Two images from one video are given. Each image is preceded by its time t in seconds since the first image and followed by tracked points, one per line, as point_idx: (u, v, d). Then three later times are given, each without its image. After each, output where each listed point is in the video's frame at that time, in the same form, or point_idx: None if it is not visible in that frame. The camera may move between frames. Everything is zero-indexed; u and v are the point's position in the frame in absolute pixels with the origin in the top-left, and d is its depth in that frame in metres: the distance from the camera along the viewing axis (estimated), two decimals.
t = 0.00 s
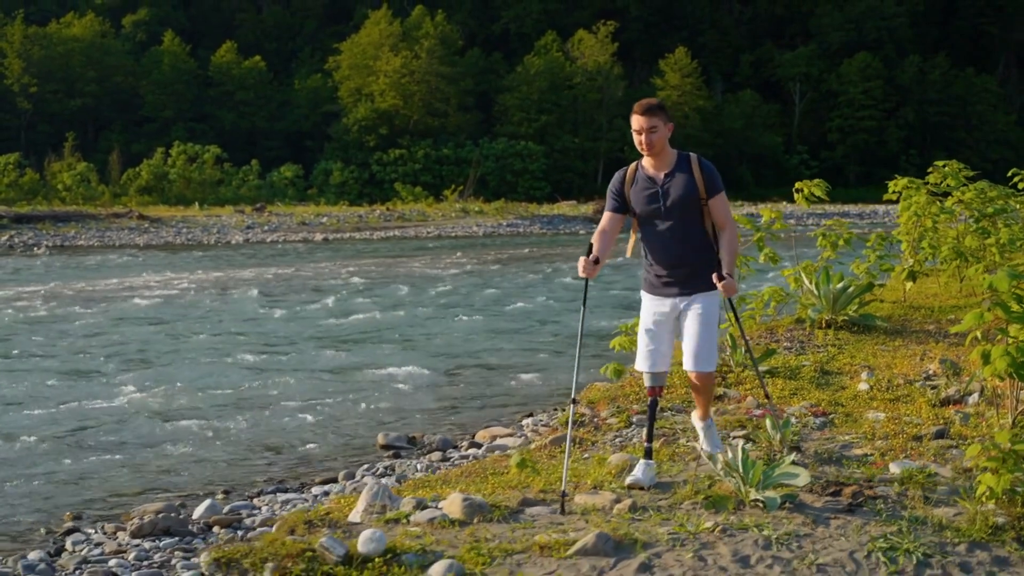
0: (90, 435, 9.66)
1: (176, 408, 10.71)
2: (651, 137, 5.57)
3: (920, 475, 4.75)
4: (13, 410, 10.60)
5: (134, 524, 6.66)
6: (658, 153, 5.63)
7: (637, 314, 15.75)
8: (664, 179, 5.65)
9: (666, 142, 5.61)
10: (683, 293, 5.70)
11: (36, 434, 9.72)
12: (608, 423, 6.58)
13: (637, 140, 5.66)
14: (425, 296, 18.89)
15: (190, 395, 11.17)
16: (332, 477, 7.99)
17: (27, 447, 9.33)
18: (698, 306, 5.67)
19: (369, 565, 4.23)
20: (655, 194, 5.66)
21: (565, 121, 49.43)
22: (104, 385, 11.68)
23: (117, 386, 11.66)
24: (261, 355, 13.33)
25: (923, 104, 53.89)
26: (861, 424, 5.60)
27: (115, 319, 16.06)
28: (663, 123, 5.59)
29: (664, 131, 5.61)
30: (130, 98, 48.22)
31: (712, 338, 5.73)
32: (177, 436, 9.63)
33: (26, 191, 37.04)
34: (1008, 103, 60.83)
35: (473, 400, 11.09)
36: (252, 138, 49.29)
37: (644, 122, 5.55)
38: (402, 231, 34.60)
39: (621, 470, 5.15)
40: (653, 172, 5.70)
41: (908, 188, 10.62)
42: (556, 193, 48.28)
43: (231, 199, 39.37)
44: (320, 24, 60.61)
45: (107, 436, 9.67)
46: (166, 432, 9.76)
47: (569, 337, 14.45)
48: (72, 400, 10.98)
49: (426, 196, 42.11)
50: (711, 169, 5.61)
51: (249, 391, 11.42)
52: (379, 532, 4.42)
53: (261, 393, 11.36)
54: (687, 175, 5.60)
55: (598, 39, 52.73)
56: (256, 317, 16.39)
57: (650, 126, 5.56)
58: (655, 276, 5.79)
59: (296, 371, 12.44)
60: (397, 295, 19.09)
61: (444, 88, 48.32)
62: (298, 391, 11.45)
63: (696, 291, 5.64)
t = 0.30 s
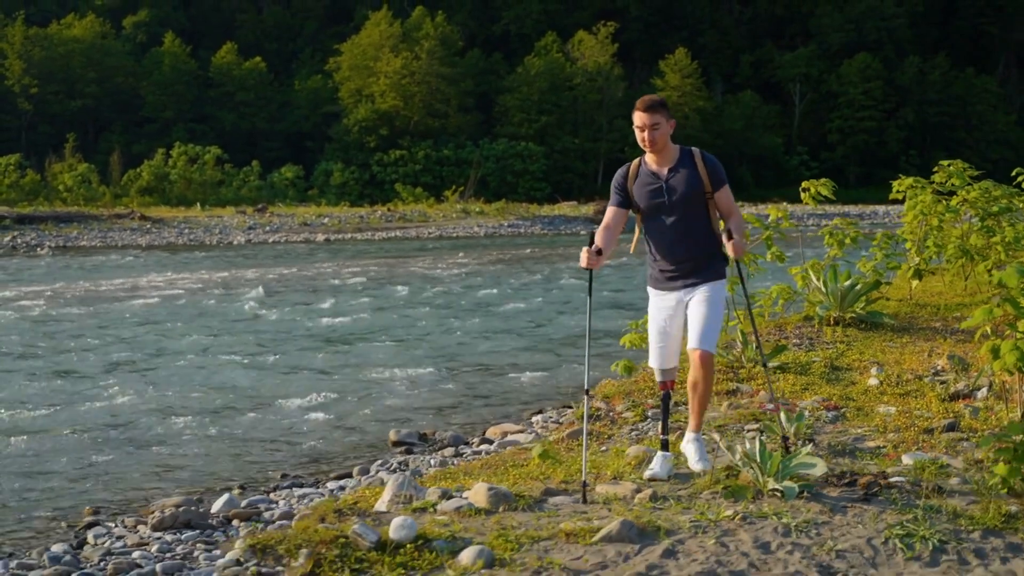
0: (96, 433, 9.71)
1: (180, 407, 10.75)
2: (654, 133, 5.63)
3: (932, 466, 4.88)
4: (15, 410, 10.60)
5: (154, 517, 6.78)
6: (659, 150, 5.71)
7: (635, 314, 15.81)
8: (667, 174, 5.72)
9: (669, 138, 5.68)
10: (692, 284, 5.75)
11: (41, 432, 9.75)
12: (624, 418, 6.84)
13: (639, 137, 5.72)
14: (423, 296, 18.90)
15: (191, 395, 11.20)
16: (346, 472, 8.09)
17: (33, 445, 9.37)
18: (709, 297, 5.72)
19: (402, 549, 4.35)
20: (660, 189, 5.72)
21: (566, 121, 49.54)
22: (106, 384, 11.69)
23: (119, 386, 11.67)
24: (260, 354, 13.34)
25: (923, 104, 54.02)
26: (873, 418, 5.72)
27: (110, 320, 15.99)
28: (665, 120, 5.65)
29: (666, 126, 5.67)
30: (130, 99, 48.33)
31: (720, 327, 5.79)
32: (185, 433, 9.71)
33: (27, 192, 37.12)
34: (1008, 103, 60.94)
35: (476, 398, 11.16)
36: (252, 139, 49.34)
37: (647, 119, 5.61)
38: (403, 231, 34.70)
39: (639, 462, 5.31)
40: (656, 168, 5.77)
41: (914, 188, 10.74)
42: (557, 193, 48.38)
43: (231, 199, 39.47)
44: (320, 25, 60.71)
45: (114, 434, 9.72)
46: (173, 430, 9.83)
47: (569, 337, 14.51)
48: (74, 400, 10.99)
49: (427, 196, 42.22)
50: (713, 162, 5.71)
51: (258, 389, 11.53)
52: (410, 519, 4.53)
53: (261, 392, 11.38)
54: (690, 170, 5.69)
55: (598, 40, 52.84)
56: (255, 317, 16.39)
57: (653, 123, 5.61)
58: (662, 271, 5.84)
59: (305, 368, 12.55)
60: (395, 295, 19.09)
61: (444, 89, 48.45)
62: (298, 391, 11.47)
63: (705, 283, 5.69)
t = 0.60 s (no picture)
0: (105, 432, 9.76)
1: (186, 405, 10.79)
2: (662, 134, 5.68)
3: (942, 460, 4.99)
4: (16, 410, 10.58)
5: (172, 513, 6.87)
6: (668, 150, 5.75)
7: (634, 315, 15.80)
8: (674, 174, 5.75)
9: (677, 138, 5.73)
10: (698, 282, 5.75)
11: (46, 432, 9.75)
12: (638, 413, 7.03)
13: (647, 138, 5.77)
14: (424, 296, 18.89)
15: (191, 394, 11.18)
16: (357, 469, 8.17)
17: (39, 445, 9.40)
18: (714, 294, 5.70)
19: (429, 540, 4.47)
20: (667, 188, 5.75)
21: (567, 122, 49.61)
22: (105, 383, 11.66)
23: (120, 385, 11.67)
24: (257, 355, 13.33)
25: (923, 105, 54.12)
26: (883, 413, 5.83)
27: (104, 322, 15.93)
28: (673, 120, 5.69)
29: (675, 127, 5.71)
30: (132, 100, 48.39)
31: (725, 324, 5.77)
32: (192, 432, 9.77)
33: (29, 193, 37.17)
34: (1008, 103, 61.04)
35: (478, 398, 11.19)
36: (253, 140, 49.36)
37: (655, 119, 5.66)
38: (405, 232, 34.79)
39: (655, 457, 5.47)
40: (664, 168, 5.80)
41: (918, 188, 10.83)
42: (558, 193, 48.44)
43: (233, 200, 39.53)
44: (321, 25, 60.77)
45: (119, 433, 9.76)
46: (179, 428, 9.87)
47: (569, 338, 14.51)
48: (75, 400, 10.96)
49: (428, 197, 42.30)
50: (720, 162, 5.73)
51: (264, 387, 11.60)
52: (435, 510, 4.66)
53: (261, 392, 11.37)
54: (697, 169, 5.71)
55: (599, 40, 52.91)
56: (254, 317, 16.37)
57: (661, 123, 5.66)
58: (669, 270, 5.84)
59: (310, 368, 12.62)
60: (392, 295, 19.06)
61: (445, 89, 48.55)
62: (298, 390, 11.48)
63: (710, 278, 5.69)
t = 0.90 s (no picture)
0: (118, 431, 9.85)
1: (196, 404, 10.88)
2: (673, 141, 5.69)
3: (952, 454, 5.13)
4: (23, 410, 10.64)
5: (193, 508, 6.99)
6: (678, 156, 5.75)
7: (633, 315, 15.80)
8: (683, 182, 5.75)
9: (688, 145, 5.74)
10: (703, 291, 5.75)
11: (55, 432, 9.80)
12: (652, 409, 7.20)
13: (658, 144, 5.77)
14: (429, 296, 18.97)
15: (192, 394, 11.19)
16: (372, 466, 8.27)
17: (49, 445, 9.46)
18: (720, 303, 5.69)
19: (458, 530, 4.59)
20: (675, 195, 5.75)
21: (569, 123, 49.72)
22: (109, 383, 11.71)
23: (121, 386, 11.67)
24: (256, 355, 13.32)
25: (925, 105, 54.22)
26: (893, 409, 5.96)
27: (99, 323, 15.89)
28: (684, 128, 5.70)
29: (685, 134, 5.72)
30: (135, 101, 48.51)
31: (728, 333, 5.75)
32: (204, 430, 9.86)
33: (33, 194, 37.29)
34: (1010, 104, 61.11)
35: (482, 397, 11.24)
36: (256, 141, 49.46)
37: (666, 126, 5.66)
38: (408, 232, 34.91)
39: (672, 451, 5.64)
40: (673, 174, 5.79)
41: (923, 188, 10.94)
42: (561, 194, 48.55)
43: (235, 200, 39.64)
44: (323, 26, 60.90)
45: (130, 432, 9.84)
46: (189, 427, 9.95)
47: (569, 337, 14.52)
48: (77, 401, 10.96)
49: (431, 197, 42.39)
50: (730, 170, 5.72)
51: (272, 387, 11.66)
52: (462, 501, 4.78)
53: (262, 391, 11.38)
54: (706, 177, 5.71)
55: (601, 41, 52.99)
56: (260, 318, 16.45)
57: (673, 130, 5.67)
58: (675, 276, 5.84)
59: (320, 367, 12.69)
60: (393, 296, 19.08)
61: (447, 90, 48.67)
62: (298, 390, 11.49)
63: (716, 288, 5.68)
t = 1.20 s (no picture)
0: (128, 429, 9.94)
1: (203, 403, 10.96)
2: (684, 150, 5.64)
3: (961, 451, 5.24)
4: (33, 409, 10.73)
5: (211, 505, 7.09)
6: (690, 166, 5.71)
7: (630, 317, 15.81)
8: (692, 192, 5.71)
9: (700, 155, 5.68)
10: (707, 300, 5.72)
11: (65, 432, 9.88)
12: (665, 407, 7.41)
13: (670, 152, 5.73)
14: (433, 296, 19.06)
15: (193, 394, 11.21)
16: (385, 464, 8.36)
17: (59, 444, 9.55)
18: (719, 318, 5.65)
19: (480, 524, 4.74)
20: (683, 206, 5.72)
21: (571, 123, 49.81)
22: (118, 383, 11.79)
23: (122, 387, 11.69)
24: (259, 355, 13.36)
25: (927, 105, 54.30)
26: (902, 407, 6.07)
27: (92, 326, 15.82)
28: (696, 138, 5.65)
29: (698, 144, 5.67)
30: (137, 102, 48.60)
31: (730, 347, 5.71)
32: (214, 429, 9.95)
33: (35, 195, 37.36)
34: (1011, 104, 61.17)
35: (484, 397, 11.28)
36: (259, 141, 49.55)
37: (677, 135, 5.62)
38: (411, 232, 35.02)
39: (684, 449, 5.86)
40: (685, 184, 5.76)
41: (928, 189, 11.02)
42: (563, 195, 48.65)
43: (238, 201, 39.72)
44: (325, 27, 60.99)
45: (142, 431, 9.92)
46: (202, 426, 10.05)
47: (568, 338, 14.56)
48: (78, 402, 10.97)
49: (433, 198, 42.44)
50: (740, 183, 5.63)
51: (279, 387, 11.73)
52: (484, 495, 4.94)
53: (270, 391, 11.46)
54: (716, 188, 5.65)
55: (603, 41, 53.02)
56: (266, 318, 16.52)
57: (684, 139, 5.62)
58: (681, 287, 5.83)
59: (325, 367, 12.76)
60: (398, 296, 19.16)
61: (449, 91, 48.77)
62: (298, 391, 11.50)
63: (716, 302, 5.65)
